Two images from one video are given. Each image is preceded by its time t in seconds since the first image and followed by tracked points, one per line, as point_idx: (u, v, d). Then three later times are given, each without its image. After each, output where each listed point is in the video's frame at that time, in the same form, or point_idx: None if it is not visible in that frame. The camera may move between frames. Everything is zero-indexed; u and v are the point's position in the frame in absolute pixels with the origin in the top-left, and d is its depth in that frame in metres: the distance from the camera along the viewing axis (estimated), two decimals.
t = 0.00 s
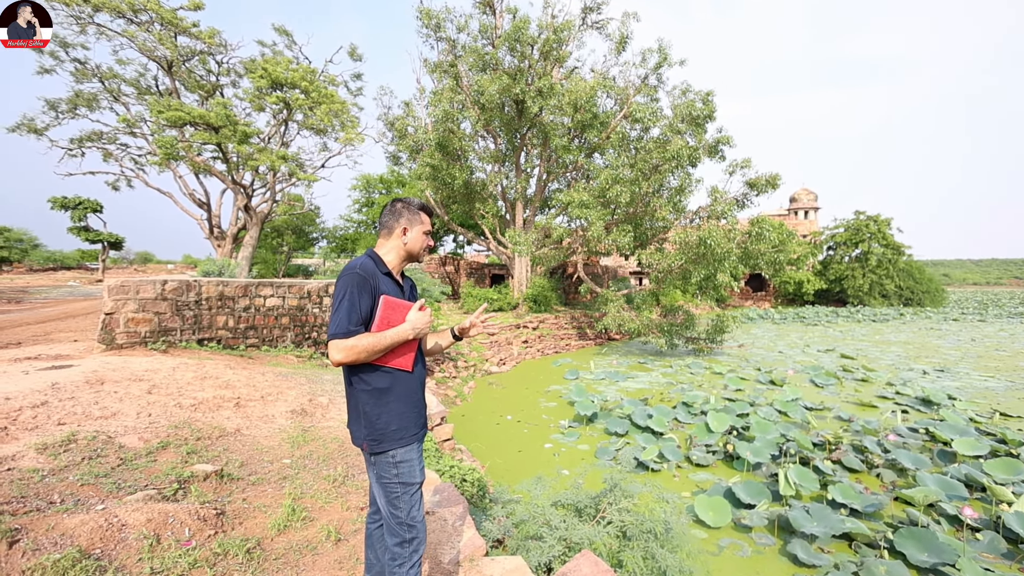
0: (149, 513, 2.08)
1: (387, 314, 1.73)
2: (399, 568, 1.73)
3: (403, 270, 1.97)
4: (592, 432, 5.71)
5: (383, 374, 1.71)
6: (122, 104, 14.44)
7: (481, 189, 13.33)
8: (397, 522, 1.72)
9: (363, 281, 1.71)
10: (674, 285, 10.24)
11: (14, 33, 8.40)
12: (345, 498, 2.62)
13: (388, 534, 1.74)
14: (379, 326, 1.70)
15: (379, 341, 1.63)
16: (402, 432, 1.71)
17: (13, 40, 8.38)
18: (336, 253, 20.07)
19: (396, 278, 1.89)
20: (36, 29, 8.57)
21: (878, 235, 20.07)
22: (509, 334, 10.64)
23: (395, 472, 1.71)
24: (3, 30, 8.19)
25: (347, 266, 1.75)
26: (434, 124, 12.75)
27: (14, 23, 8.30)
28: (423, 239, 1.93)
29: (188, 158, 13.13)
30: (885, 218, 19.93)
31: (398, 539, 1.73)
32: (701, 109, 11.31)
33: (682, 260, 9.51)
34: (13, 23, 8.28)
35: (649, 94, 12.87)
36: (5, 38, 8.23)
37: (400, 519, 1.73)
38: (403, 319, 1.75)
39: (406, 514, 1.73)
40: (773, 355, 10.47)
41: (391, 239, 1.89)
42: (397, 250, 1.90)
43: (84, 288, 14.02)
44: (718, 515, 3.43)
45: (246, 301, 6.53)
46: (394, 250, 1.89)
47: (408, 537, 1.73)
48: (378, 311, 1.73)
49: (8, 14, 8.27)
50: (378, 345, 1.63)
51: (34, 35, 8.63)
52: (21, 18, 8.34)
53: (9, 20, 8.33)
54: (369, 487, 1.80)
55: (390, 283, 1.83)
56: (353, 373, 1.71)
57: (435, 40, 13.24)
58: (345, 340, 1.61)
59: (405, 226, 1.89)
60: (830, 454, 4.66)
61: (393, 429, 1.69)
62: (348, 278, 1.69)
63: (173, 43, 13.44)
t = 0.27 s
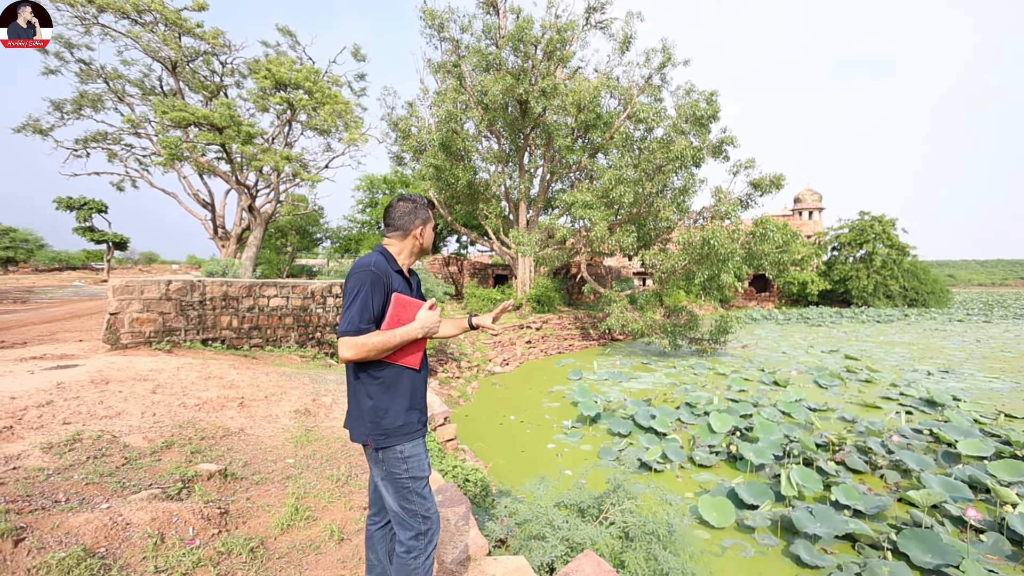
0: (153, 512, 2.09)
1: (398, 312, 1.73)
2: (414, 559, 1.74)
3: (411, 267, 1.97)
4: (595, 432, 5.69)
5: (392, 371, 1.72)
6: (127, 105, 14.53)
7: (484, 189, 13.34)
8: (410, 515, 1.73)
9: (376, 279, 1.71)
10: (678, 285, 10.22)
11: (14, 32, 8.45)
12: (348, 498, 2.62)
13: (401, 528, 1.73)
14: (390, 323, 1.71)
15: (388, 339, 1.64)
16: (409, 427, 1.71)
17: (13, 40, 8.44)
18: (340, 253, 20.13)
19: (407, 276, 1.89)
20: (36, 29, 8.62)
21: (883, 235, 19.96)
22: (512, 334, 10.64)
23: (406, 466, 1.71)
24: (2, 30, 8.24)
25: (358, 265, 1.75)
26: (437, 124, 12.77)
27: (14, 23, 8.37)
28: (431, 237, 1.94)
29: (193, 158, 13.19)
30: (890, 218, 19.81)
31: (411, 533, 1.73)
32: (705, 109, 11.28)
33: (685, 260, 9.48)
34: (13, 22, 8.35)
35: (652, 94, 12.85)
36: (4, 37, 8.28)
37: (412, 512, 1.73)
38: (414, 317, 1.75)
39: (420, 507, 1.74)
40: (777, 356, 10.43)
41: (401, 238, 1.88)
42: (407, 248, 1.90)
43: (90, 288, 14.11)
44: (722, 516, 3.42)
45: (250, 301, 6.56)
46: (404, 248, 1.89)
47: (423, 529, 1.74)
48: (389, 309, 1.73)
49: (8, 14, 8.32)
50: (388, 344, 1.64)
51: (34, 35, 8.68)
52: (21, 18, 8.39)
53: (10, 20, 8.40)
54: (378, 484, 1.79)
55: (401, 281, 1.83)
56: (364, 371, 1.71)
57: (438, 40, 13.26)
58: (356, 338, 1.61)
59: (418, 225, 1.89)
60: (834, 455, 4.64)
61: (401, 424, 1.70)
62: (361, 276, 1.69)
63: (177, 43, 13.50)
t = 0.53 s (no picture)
0: (152, 511, 2.10)
1: (410, 310, 1.72)
2: (406, 557, 1.74)
3: (410, 261, 1.97)
4: (594, 433, 5.70)
5: (407, 370, 1.72)
6: (126, 105, 14.51)
7: (483, 189, 13.35)
8: (406, 514, 1.73)
9: (386, 279, 1.71)
10: (677, 285, 10.24)
11: (14, 33, 8.44)
12: (348, 497, 2.63)
13: (395, 527, 1.72)
14: (403, 322, 1.71)
15: (406, 338, 1.64)
16: (420, 425, 1.74)
17: (13, 40, 8.43)
18: (339, 253, 20.12)
19: (408, 272, 1.89)
20: (36, 29, 8.61)
21: (882, 235, 19.98)
22: (511, 334, 10.65)
23: (413, 465, 1.72)
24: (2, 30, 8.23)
25: (364, 265, 1.73)
26: (436, 124, 12.77)
27: (14, 23, 8.37)
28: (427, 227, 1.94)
29: (192, 158, 13.19)
30: (889, 219, 19.83)
31: (406, 532, 1.73)
32: (704, 109, 11.28)
33: (684, 260, 9.49)
34: (13, 22, 8.34)
35: (652, 94, 12.86)
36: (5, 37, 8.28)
37: (411, 511, 1.74)
38: (424, 314, 1.76)
39: (418, 506, 1.75)
40: (776, 356, 10.44)
41: (399, 233, 1.87)
42: (405, 243, 1.89)
43: (89, 288, 14.10)
44: (721, 516, 3.42)
45: (249, 301, 6.55)
46: (401, 243, 1.88)
47: (417, 528, 1.75)
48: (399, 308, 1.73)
49: (8, 15, 8.32)
50: (406, 343, 1.64)
51: (34, 35, 8.67)
52: (21, 18, 8.39)
53: (10, 20, 8.40)
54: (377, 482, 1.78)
55: (406, 278, 1.83)
56: (376, 372, 1.70)
57: (438, 40, 13.25)
58: (374, 340, 1.60)
59: (414, 217, 1.89)
60: (833, 455, 4.64)
61: (413, 423, 1.72)
62: (371, 276, 1.68)
63: (176, 43, 13.50)
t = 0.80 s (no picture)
0: (150, 511, 2.09)
1: (412, 310, 1.73)
2: (395, 557, 1.75)
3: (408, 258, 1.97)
4: (593, 432, 5.71)
5: (415, 370, 1.73)
6: (123, 104, 14.47)
7: (482, 189, 13.36)
8: (398, 513, 1.74)
9: (385, 283, 1.71)
10: (675, 285, 10.25)
11: (14, 33, 8.41)
12: (346, 497, 2.63)
13: (384, 525, 1.73)
14: (405, 323, 1.72)
15: (411, 339, 1.64)
16: (428, 424, 1.77)
17: (13, 40, 8.41)
18: (338, 253, 20.10)
19: (406, 270, 1.89)
20: (35, 29, 8.59)
21: (880, 236, 20.04)
22: (509, 334, 10.66)
23: (413, 465, 1.74)
24: (2, 30, 8.21)
25: (364, 270, 1.73)
26: (435, 124, 12.76)
27: (14, 23, 8.34)
28: (424, 223, 1.94)
29: (190, 158, 13.16)
30: (887, 219, 19.88)
31: (394, 531, 1.74)
32: (703, 109, 11.30)
33: (683, 260, 9.50)
34: (14, 23, 8.30)
35: (651, 95, 12.88)
36: (5, 37, 8.26)
37: (405, 511, 1.75)
38: (426, 312, 1.76)
39: (411, 507, 1.76)
40: (774, 356, 10.46)
41: (395, 232, 1.87)
42: (402, 241, 1.90)
43: (86, 287, 14.07)
44: (719, 515, 3.43)
45: (247, 301, 6.55)
46: (398, 242, 1.89)
47: (405, 529, 1.76)
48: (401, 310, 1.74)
49: (8, 15, 8.29)
50: (410, 344, 1.64)
51: (34, 35, 8.65)
52: (21, 18, 8.37)
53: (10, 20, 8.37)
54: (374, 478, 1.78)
55: (405, 278, 1.83)
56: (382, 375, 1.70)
57: (437, 40, 13.25)
58: (380, 347, 1.61)
59: (409, 215, 1.88)
60: (830, 454, 4.66)
61: (423, 419, 1.75)
62: (370, 283, 1.68)
63: (174, 42, 13.45)
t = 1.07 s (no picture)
0: (147, 511, 2.09)
1: (399, 316, 1.72)
2: (382, 558, 1.76)
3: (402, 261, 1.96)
4: (591, 432, 5.72)
5: (408, 374, 1.73)
6: (120, 102, 14.44)
7: (480, 188, 13.36)
8: (388, 514, 1.75)
9: (372, 289, 1.69)
10: (673, 285, 10.26)
11: (14, 33, 8.39)
12: (343, 496, 2.63)
13: (373, 526, 1.74)
14: (393, 330, 1.71)
15: (397, 347, 1.63)
16: (424, 427, 1.78)
17: (13, 40, 8.39)
18: (336, 253, 20.07)
19: (399, 274, 1.88)
20: (35, 29, 8.57)
21: (878, 235, 20.08)
22: (508, 334, 10.66)
23: (408, 468, 1.75)
24: (3, 30, 8.19)
25: (353, 275, 1.72)
26: (434, 123, 12.75)
27: (14, 24, 8.32)
28: (417, 226, 1.92)
29: (187, 157, 13.14)
30: (885, 219, 19.93)
31: (383, 532, 1.75)
32: (701, 109, 11.31)
33: (681, 260, 9.51)
34: (13, 23, 8.27)
35: (650, 94, 12.89)
36: (5, 37, 8.24)
37: (396, 512, 1.77)
38: (416, 317, 1.74)
39: (400, 509, 1.77)
40: (772, 356, 10.48)
41: (387, 235, 1.87)
42: (394, 244, 1.89)
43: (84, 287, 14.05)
44: (716, 515, 3.44)
45: (245, 300, 6.55)
46: (390, 245, 1.88)
47: (394, 530, 1.77)
48: (389, 316, 1.72)
49: (8, 14, 8.27)
50: (397, 352, 1.63)
51: (34, 35, 8.63)
52: (21, 18, 8.35)
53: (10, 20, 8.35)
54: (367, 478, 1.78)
55: (396, 283, 1.81)
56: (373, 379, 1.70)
57: (435, 39, 13.24)
58: (364, 354, 1.61)
59: (400, 217, 1.87)
60: (827, 454, 4.67)
61: (421, 421, 1.76)
62: (356, 289, 1.67)
63: (172, 41, 13.43)
